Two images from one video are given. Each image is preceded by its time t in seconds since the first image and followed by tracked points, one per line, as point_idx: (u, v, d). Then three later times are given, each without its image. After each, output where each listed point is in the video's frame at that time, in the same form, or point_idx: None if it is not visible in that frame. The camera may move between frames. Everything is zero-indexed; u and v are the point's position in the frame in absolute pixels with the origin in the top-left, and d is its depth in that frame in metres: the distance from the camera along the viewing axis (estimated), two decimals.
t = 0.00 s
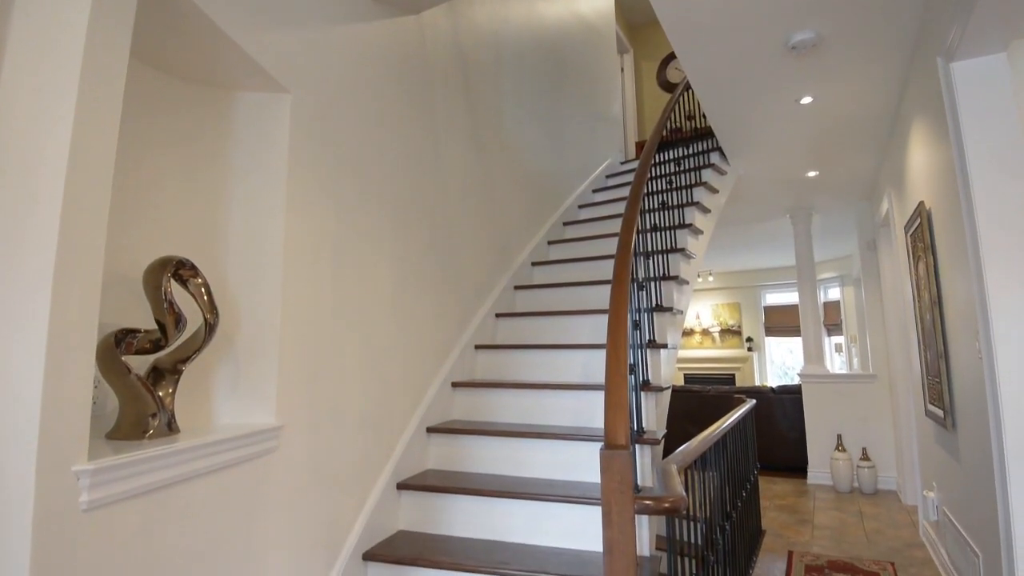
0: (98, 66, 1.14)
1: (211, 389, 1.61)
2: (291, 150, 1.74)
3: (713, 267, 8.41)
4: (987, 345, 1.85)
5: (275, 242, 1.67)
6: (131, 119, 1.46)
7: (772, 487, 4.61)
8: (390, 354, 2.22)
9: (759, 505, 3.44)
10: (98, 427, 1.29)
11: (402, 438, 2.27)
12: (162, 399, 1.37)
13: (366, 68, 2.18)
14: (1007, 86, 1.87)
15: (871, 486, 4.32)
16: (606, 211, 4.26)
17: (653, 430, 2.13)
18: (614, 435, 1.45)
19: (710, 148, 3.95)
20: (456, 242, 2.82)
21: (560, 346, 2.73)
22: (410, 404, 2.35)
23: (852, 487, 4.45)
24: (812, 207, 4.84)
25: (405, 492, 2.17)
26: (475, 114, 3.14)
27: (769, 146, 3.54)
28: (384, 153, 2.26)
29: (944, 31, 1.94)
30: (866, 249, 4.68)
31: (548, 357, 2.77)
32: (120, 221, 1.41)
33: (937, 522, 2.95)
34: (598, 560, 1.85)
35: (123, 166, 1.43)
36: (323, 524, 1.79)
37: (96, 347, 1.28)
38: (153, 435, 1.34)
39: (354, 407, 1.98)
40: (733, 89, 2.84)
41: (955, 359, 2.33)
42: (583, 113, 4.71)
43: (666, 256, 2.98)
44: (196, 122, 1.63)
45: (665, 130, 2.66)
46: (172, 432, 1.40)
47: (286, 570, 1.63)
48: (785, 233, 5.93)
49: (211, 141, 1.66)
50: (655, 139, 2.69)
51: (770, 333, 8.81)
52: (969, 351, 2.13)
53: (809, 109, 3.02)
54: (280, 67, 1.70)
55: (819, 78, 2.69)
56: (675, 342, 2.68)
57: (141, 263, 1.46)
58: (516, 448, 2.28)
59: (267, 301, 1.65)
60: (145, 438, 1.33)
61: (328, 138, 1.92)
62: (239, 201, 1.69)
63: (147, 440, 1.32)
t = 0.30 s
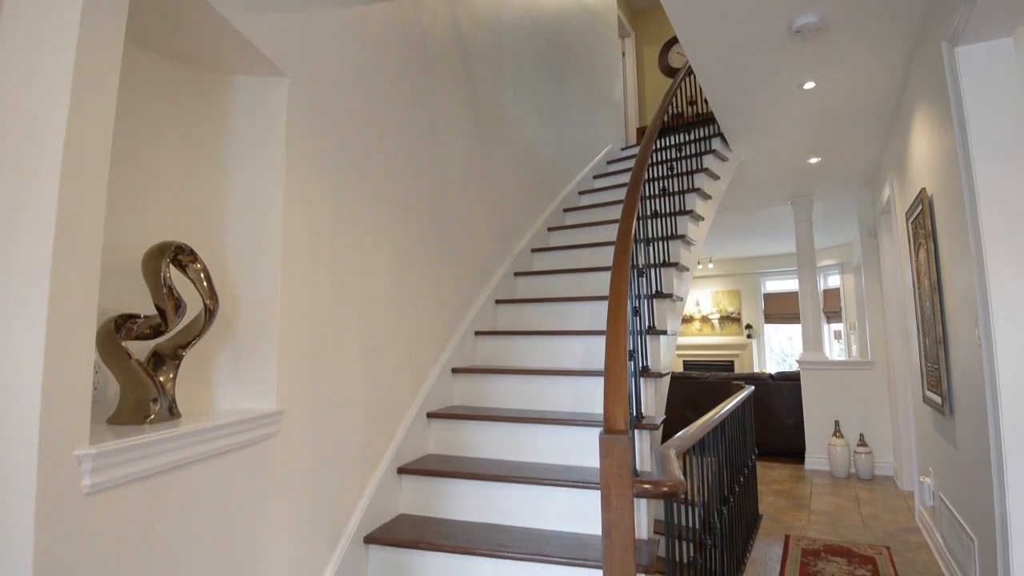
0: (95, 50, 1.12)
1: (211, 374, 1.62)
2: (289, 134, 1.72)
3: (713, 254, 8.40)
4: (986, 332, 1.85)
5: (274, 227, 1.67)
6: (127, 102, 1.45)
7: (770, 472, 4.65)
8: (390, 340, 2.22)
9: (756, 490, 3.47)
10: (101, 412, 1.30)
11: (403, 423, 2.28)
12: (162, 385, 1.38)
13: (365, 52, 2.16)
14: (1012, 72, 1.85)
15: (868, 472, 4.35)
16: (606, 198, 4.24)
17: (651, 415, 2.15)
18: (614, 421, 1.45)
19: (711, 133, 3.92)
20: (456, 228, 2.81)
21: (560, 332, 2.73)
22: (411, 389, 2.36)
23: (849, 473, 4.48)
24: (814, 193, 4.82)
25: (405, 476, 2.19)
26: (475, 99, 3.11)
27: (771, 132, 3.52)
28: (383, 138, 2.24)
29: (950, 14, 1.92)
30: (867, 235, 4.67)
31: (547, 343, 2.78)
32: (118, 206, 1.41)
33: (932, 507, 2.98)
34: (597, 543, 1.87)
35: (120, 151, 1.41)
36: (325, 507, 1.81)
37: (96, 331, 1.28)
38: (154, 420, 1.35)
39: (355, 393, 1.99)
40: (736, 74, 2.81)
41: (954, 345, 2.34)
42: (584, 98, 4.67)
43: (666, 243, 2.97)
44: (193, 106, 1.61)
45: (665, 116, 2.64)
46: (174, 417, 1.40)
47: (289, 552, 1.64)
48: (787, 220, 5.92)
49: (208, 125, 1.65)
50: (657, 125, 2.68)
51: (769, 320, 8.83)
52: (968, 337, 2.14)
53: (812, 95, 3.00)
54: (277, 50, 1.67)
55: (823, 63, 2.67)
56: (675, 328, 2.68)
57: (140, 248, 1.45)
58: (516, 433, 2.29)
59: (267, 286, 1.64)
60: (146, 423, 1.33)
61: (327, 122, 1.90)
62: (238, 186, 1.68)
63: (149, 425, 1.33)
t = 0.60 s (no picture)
0: (90, 31, 1.11)
1: (212, 358, 1.62)
2: (287, 116, 1.70)
3: (714, 239, 8.39)
4: (986, 317, 1.85)
5: (273, 211, 1.66)
6: (123, 83, 1.43)
7: (768, 456, 4.68)
8: (390, 324, 2.22)
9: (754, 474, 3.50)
10: (102, 395, 1.30)
11: (403, 407, 2.29)
12: (163, 368, 1.38)
13: (363, 33, 2.13)
14: (1018, 55, 1.83)
15: (865, 456, 4.38)
16: (607, 182, 4.22)
17: (650, 399, 2.16)
18: (613, 403, 1.44)
19: (713, 118, 3.89)
20: (456, 213, 2.80)
21: (560, 317, 2.74)
22: (411, 374, 2.37)
23: (846, 457, 4.52)
24: (816, 178, 4.79)
25: (406, 459, 2.20)
26: (475, 82, 3.08)
27: (773, 116, 3.49)
28: (382, 122, 2.22)
29: None
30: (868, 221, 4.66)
31: (547, 328, 2.78)
32: (115, 190, 1.40)
33: (929, 490, 3.00)
34: (595, 524, 1.89)
35: (116, 133, 1.40)
36: (326, 489, 1.82)
37: (96, 315, 1.28)
38: (155, 403, 1.35)
39: (356, 377, 1.99)
40: (739, 57, 2.78)
41: (953, 330, 2.34)
42: (585, 81, 4.62)
43: (667, 228, 2.96)
44: (189, 89, 1.60)
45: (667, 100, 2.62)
46: (175, 400, 1.41)
47: (291, 533, 1.66)
48: (788, 205, 5.89)
49: (205, 108, 1.63)
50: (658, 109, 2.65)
51: (769, 306, 8.84)
52: (968, 322, 2.13)
53: (815, 78, 2.97)
54: (274, 31, 1.65)
55: (827, 46, 2.64)
56: (675, 313, 2.69)
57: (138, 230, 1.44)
58: (516, 417, 2.30)
59: (266, 270, 1.64)
60: (147, 406, 1.33)
61: (325, 105, 1.89)
62: (236, 169, 1.67)
63: (150, 408, 1.33)
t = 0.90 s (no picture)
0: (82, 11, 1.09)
1: (212, 341, 1.62)
2: (285, 98, 1.68)
3: (714, 224, 8.36)
4: (986, 302, 1.85)
5: (271, 195, 1.64)
6: (118, 63, 1.41)
7: (766, 439, 4.72)
8: (390, 308, 2.22)
9: (752, 457, 3.53)
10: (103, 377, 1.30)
11: (403, 390, 2.30)
12: (163, 350, 1.38)
13: (361, 13, 2.10)
14: None
15: (862, 440, 4.42)
16: (608, 166, 4.19)
17: (649, 382, 2.16)
18: (613, 386, 1.44)
19: (715, 100, 3.85)
20: (455, 196, 2.78)
21: (560, 301, 2.74)
22: (411, 357, 2.38)
23: (844, 441, 4.55)
24: (818, 162, 4.76)
25: (407, 441, 2.22)
26: (474, 64, 3.04)
27: (776, 100, 3.45)
28: (380, 104, 2.20)
29: None
30: (869, 205, 4.64)
31: (547, 312, 2.78)
32: (112, 172, 1.38)
33: (925, 473, 3.03)
34: (594, 505, 1.91)
35: (111, 116, 1.38)
36: (327, 472, 1.83)
37: (95, 297, 1.28)
38: (156, 385, 1.35)
39: (356, 360, 2.00)
40: (742, 39, 2.74)
41: (953, 315, 2.34)
42: (586, 63, 4.56)
43: (668, 211, 2.95)
44: (185, 71, 1.57)
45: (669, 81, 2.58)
46: (176, 382, 1.41)
47: (293, 514, 1.68)
48: (789, 189, 5.87)
49: (201, 90, 1.61)
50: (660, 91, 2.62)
51: (769, 291, 8.84)
52: (968, 306, 2.13)
53: (819, 61, 2.93)
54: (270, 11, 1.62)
55: (831, 28, 2.60)
56: (674, 298, 2.69)
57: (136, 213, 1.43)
58: (516, 400, 2.31)
59: (265, 254, 1.63)
60: (149, 388, 1.34)
61: (323, 87, 1.86)
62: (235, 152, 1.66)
63: (151, 390, 1.34)
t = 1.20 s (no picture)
0: None
1: (212, 326, 1.62)
2: (282, 79, 1.66)
3: (715, 209, 8.33)
4: (986, 286, 1.85)
5: (270, 178, 1.63)
6: (112, 45, 1.39)
7: (764, 424, 4.75)
8: (390, 292, 2.22)
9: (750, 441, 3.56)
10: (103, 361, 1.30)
11: (404, 374, 2.30)
12: (164, 334, 1.38)
13: None
14: None
15: (859, 425, 4.44)
16: (608, 150, 4.16)
17: (649, 366, 2.17)
18: (612, 369, 1.44)
19: (717, 84, 3.82)
20: (455, 181, 2.77)
21: (560, 286, 2.74)
22: (412, 342, 2.38)
23: (841, 425, 4.58)
24: (820, 146, 4.73)
25: (408, 425, 2.23)
26: (474, 46, 3.00)
27: (779, 83, 3.42)
28: (379, 87, 2.18)
29: None
30: (871, 190, 4.62)
31: (547, 297, 2.78)
32: (109, 155, 1.37)
33: (922, 457, 3.05)
34: (593, 488, 1.93)
35: (107, 98, 1.37)
36: (329, 455, 1.85)
37: (94, 281, 1.27)
38: (157, 368, 1.36)
39: (356, 344, 2.00)
40: (745, 21, 2.71)
41: (953, 300, 2.34)
42: (586, 45, 4.51)
43: (668, 196, 2.93)
44: (181, 53, 1.55)
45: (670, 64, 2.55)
46: (177, 366, 1.42)
47: (295, 497, 1.69)
48: (791, 174, 5.84)
49: (198, 73, 1.59)
50: (661, 74, 2.58)
51: (769, 277, 8.85)
52: (968, 291, 2.13)
53: (823, 44, 2.90)
54: None
55: (836, 10, 2.56)
56: (675, 283, 2.69)
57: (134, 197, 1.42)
58: (515, 384, 2.32)
59: (263, 238, 1.62)
60: (149, 371, 1.34)
61: (321, 70, 1.84)
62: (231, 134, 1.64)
63: (152, 373, 1.34)
